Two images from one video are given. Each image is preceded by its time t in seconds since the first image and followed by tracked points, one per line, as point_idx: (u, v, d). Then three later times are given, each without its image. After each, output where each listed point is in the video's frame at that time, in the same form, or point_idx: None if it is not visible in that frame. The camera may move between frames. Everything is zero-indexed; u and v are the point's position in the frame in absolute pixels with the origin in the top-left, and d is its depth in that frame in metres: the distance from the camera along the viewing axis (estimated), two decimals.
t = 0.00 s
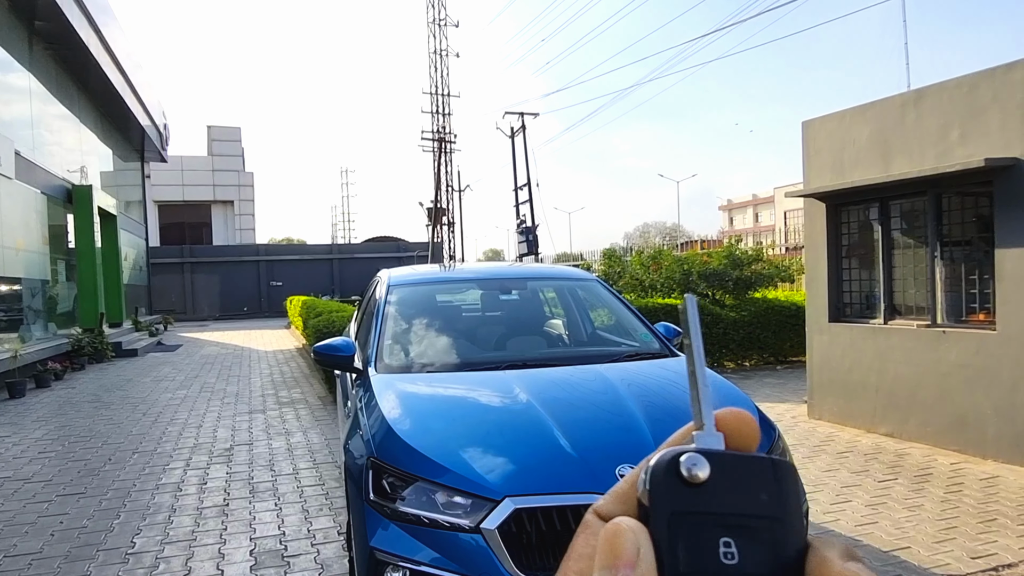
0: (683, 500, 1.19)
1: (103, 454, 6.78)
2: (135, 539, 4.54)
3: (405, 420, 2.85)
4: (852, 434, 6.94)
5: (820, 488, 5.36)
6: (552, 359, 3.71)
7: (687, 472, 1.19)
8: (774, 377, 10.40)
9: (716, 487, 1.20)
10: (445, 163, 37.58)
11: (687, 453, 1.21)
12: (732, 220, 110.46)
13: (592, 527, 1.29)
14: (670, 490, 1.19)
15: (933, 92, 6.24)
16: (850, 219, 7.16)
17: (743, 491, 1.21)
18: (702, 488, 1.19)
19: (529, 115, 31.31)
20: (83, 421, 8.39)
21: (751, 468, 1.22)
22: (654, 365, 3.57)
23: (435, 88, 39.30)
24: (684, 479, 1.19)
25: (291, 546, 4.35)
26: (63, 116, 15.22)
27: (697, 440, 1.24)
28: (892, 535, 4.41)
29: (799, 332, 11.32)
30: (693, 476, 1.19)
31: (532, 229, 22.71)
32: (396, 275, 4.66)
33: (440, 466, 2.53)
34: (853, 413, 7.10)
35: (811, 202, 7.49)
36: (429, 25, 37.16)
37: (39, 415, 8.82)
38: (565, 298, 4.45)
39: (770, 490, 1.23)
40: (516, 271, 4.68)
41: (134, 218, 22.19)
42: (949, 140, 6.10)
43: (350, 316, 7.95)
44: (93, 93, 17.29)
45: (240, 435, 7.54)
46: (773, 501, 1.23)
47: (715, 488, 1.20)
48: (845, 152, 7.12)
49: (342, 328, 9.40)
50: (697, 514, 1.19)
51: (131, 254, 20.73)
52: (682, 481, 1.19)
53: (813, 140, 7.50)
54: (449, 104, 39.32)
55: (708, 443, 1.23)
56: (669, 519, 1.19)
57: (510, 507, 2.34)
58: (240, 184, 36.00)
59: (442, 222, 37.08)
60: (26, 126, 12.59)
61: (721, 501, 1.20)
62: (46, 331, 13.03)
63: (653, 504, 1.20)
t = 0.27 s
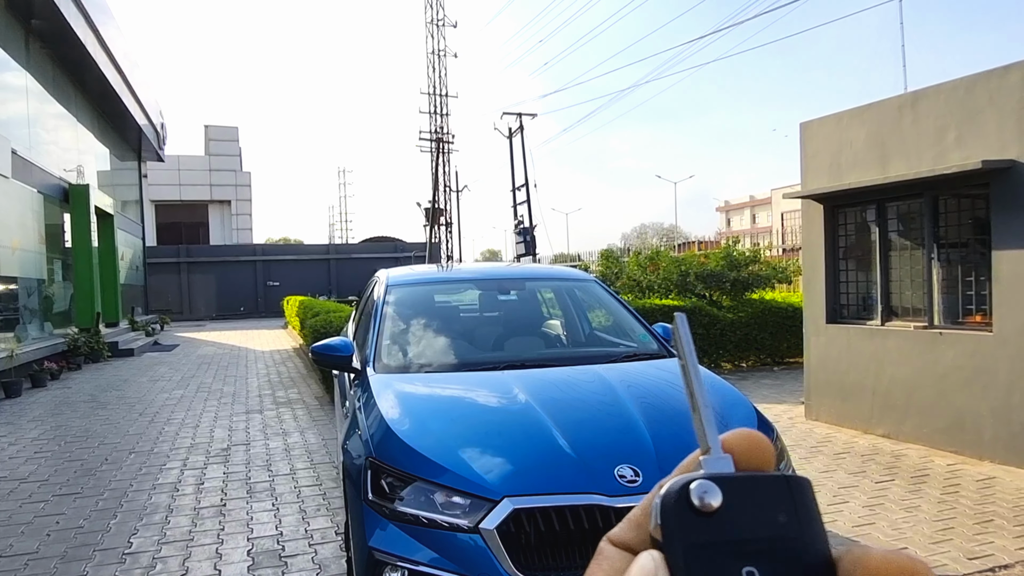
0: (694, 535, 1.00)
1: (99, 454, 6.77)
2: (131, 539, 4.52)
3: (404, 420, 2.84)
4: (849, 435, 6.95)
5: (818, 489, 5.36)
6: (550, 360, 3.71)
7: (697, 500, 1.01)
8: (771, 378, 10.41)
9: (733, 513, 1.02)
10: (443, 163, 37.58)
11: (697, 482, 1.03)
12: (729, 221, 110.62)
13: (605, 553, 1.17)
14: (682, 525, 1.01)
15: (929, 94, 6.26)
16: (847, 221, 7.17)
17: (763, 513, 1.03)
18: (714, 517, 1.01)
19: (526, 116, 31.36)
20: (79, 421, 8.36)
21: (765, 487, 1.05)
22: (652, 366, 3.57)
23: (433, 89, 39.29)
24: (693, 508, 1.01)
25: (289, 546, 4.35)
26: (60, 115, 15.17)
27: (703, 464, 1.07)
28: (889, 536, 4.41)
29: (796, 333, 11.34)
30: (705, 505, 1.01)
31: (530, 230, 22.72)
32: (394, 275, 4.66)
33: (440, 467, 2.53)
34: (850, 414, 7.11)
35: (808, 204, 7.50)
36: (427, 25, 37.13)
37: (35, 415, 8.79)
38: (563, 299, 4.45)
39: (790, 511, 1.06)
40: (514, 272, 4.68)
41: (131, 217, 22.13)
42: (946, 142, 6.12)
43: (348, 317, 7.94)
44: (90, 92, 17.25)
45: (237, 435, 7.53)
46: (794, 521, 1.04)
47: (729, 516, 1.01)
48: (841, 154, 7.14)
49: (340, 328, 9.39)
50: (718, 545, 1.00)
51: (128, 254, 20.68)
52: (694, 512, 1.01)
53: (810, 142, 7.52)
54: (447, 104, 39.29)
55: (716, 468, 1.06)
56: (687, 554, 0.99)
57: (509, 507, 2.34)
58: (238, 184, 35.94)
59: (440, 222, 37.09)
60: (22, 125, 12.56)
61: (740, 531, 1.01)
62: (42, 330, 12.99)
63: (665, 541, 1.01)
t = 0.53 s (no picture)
0: (688, 552, 0.91)
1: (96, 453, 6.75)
2: (128, 538, 4.51)
3: (402, 419, 2.84)
4: (846, 436, 6.96)
5: (815, 489, 5.37)
6: (548, 359, 3.71)
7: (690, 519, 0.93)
8: (769, 378, 10.43)
9: (728, 537, 0.93)
10: (441, 163, 37.57)
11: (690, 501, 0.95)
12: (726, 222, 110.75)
13: (595, 560, 1.11)
14: (675, 542, 0.92)
15: (927, 95, 6.27)
16: (844, 222, 7.19)
17: (758, 538, 0.94)
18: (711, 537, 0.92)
19: (524, 116, 31.40)
20: (75, 420, 8.34)
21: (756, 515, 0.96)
22: (649, 366, 3.57)
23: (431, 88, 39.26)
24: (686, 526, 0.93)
25: (286, 545, 4.35)
26: (57, 113, 15.13)
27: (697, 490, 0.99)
28: (886, 536, 4.43)
29: (793, 334, 11.36)
30: (698, 524, 0.93)
31: (528, 229, 22.73)
32: (392, 275, 4.65)
33: (438, 466, 2.53)
34: (847, 415, 7.12)
35: (806, 205, 7.51)
36: (426, 24, 37.11)
37: (31, 414, 8.76)
38: (561, 299, 4.45)
39: (787, 537, 0.97)
40: (512, 272, 4.68)
41: (128, 216, 22.09)
42: (943, 144, 6.14)
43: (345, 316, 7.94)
44: (87, 90, 17.21)
45: (234, 434, 7.52)
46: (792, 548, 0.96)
47: (725, 536, 0.93)
48: (839, 155, 7.15)
49: (337, 328, 9.38)
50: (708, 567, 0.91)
51: (125, 252, 20.65)
52: (685, 532, 0.92)
53: (808, 143, 7.52)
54: (446, 103, 39.27)
55: (712, 491, 0.99)
56: (675, 574, 0.90)
57: (507, 506, 2.34)
58: (235, 183, 35.91)
59: (438, 222, 37.08)
60: (20, 123, 12.53)
61: (737, 552, 0.92)
62: (39, 328, 12.96)
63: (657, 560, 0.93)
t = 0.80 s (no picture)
0: None
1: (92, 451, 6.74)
2: (124, 537, 4.50)
3: (399, 419, 2.83)
4: (843, 436, 6.97)
5: (812, 489, 5.38)
6: (546, 359, 3.70)
7: None
8: (766, 378, 10.44)
9: None
10: (439, 162, 37.57)
11: None
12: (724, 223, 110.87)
13: None
14: None
15: (925, 96, 6.28)
16: (842, 223, 7.20)
17: None
18: None
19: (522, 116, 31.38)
20: (71, 419, 8.32)
21: None
22: (647, 366, 3.56)
23: (429, 88, 39.26)
24: None
25: (283, 544, 4.34)
26: (54, 111, 15.11)
27: None
28: (883, 537, 4.43)
29: (791, 335, 11.37)
30: None
31: (526, 230, 22.73)
32: (390, 274, 4.65)
33: (436, 465, 2.53)
34: (844, 416, 7.13)
35: (804, 206, 7.52)
36: (424, 24, 37.10)
37: (28, 412, 8.74)
38: (559, 299, 4.45)
39: None
40: (510, 271, 4.68)
41: (125, 215, 22.04)
42: (941, 145, 6.15)
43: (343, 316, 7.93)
44: (84, 88, 17.18)
45: (231, 433, 7.51)
46: None
47: None
48: (837, 156, 7.16)
49: (334, 327, 9.37)
50: None
51: (122, 251, 20.61)
52: None
53: (806, 143, 7.53)
54: (444, 103, 39.27)
55: None
56: None
57: (505, 505, 2.34)
58: (233, 182, 35.87)
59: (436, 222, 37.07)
60: (17, 121, 12.51)
61: None
62: (36, 327, 12.93)
63: None
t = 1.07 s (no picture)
0: None
1: (89, 451, 6.73)
2: (122, 536, 4.50)
3: (398, 418, 2.83)
4: (840, 437, 6.98)
5: (808, 490, 5.39)
6: (543, 359, 3.71)
7: None
8: (763, 379, 10.46)
9: None
10: (437, 163, 37.55)
11: None
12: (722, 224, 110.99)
13: None
14: None
15: (922, 98, 6.30)
16: (839, 224, 7.21)
17: None
18: None
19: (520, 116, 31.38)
20: (68, 419, 8.31)
21: None
22: (645, 366, 3.57)
23: (427, 88, 39.25)
24: None
25: (280, 544, 4.34)
26: (52, 111, 15.09)
27: None
28: (879, 536, 4.44)
29: (788, 336, 11.39)
30: None
31: (524, 230, 22.75)
32: (388, 274, 4.65)
33: (433, 465, 2.53)
34: (841, 416, 7.14)
35: (801, 206, 7.53)
36: (422, 24, 37.10)
37: (24, 412, 8.73)
38: (557, 299, 4.45)
39: None
40: (508, 271, 4.68)
41: (123, 214, 22.01)
42: (938, 146, 6.16)
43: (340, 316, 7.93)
44: (82, 87, 17.16)
45: (228, 433, 7.49)
46: None
47: None
48: (834, 156, 7.18)
49: (332, 327, 9.36)
50: None
51: (119, 251, 20.57)
52: None
53: (803, 144, 7.54)
54: (442, 103, 39.25)
55: None
56: None
57: (503, 505, 2.35)
58: (230, 182, 35.83)
59: (434, 222, 37.07)
60: (14, 120, 12.49)
61: None
62: (33, 327, 12.90)
63: None
